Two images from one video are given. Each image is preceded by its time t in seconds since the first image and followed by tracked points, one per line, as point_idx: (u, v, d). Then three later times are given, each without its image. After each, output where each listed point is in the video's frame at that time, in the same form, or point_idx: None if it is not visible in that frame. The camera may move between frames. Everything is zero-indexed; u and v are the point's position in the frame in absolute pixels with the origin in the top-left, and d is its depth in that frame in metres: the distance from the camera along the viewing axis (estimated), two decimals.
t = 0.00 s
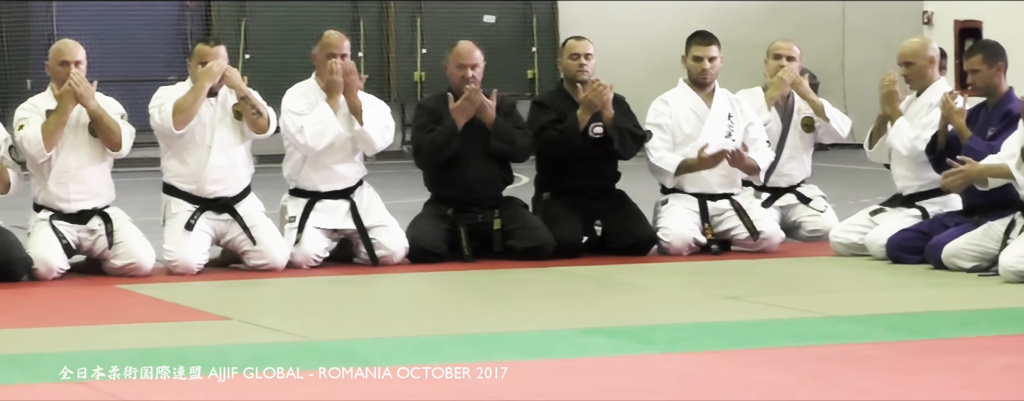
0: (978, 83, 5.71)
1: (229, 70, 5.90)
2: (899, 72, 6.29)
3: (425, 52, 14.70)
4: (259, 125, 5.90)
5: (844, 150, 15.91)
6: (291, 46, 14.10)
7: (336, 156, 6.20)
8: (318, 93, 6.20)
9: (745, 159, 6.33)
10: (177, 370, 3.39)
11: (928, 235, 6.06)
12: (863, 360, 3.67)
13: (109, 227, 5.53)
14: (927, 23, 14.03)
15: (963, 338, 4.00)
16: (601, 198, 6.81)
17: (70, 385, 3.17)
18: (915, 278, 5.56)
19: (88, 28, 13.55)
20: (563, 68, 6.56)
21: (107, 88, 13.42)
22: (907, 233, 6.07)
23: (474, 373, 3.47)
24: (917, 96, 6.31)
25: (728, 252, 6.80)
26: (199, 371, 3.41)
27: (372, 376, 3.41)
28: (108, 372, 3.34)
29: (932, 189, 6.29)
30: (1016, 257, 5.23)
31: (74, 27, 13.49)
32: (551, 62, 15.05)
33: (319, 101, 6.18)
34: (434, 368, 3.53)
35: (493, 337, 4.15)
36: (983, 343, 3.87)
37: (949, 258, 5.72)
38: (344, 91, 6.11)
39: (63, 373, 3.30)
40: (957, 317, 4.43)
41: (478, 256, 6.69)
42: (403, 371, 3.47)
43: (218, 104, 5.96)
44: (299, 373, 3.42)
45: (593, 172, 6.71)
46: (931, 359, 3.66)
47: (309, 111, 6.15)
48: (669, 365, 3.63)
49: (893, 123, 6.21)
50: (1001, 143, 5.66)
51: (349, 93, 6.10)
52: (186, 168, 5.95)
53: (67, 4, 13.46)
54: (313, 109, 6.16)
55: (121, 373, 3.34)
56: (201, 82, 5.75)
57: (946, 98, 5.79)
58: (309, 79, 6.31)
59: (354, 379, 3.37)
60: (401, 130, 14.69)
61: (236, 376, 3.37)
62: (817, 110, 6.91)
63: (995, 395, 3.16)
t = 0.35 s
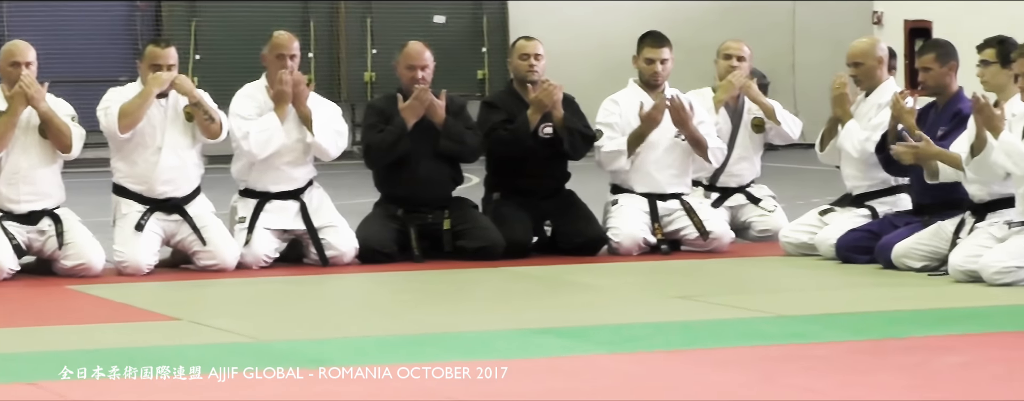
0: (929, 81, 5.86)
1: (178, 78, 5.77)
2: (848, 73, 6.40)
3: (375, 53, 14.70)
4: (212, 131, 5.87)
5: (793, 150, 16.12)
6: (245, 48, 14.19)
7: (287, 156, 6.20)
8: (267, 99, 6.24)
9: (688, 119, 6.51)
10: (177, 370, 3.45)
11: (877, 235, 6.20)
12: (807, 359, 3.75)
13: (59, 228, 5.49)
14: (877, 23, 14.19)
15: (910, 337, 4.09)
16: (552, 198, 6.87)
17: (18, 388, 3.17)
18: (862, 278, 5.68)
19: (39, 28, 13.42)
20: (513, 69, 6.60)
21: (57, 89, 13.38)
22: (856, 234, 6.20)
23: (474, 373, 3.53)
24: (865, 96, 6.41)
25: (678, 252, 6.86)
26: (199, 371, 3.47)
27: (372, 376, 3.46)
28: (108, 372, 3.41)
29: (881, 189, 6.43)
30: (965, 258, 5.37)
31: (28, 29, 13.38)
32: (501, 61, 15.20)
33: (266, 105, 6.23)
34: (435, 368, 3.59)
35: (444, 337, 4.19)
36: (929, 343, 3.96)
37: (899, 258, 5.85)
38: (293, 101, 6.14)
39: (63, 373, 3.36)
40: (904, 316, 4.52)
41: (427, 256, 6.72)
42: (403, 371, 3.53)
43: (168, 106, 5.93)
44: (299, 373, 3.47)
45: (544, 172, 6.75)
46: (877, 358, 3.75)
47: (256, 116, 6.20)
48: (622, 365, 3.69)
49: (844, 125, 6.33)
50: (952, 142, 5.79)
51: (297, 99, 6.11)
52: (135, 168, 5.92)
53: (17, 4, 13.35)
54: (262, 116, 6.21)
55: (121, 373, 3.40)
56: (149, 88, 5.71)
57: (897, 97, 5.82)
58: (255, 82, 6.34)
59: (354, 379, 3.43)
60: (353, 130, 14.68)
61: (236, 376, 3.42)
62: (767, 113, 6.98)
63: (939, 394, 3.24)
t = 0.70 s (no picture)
0: (872, 79, 5.97)
1: (120, 91, 5.64)
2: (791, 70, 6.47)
3: (318, 52, 14.65)
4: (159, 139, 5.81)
5: (737, 150, 16.26)
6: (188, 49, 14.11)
7: (230, 156, 6.17)
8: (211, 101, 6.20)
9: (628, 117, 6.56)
10: (178, 370, 3.46)
11: (819, 234, 6.27)
12: (753, 358, 3.77)
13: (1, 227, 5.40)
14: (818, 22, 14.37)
15: (854, 337, 4.13)
16: (493, 197, 6.87)
17: None
18: (805, 277, 5.74)
19: None
20: (456, 68, 6.60)
21: None
22: (798, 232, 6.27)
23: (474, 373, 3.53)
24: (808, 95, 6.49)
25: (620, 251, 6.88)
26: (198, 371, 3.46)
27: (373, 376, 3.45)
28: (109, 372, 3.42)
29: (823, 187, 6.49)
30: (908, 256, 5.46)
31: None
32: (445, 65, 15.03)
33: (208, 108, 6.19)
34: (435, 368, 3.60)
35: (391, 336, 4.15)
36: (873, 342, 4.00)
37: (841, 257, 5.92)
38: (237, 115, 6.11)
39: (64, 373, 3.39)
40: (847, 315, 4.58)
41: (370, 256, 6.67)
42: (403, 371, 3.53)
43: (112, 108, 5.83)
44: (300, 373, 3.47)
45: (485, 171, 6.75)
46: (823, 358, 3.78)
47: (194, 120, 6.16)
48: (569, 365, 3.69)
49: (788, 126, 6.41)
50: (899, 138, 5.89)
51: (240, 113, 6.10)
52: (77, 169, 5.84)
53: None
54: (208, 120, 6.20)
55: (122, 372, 3.42)
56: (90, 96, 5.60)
57: (838, 100, 5.84)
58: (200, 80, 6.31)
59: (354, 379, 3.42)
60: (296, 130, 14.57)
61: (236, 375, 3.41)
62: (711, 114, 6.99)
63: (882, 393, 3.28)
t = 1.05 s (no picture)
0: (807, 78, 6.05)
1: (55, 109, 5.53)
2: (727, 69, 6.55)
3: (255, 51, 14.61)
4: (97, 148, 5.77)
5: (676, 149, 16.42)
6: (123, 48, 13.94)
7: (167, 157, 6.13)
8: (150, 103, 6.12)
9: (565, 120, 6.64)
10: (177, 370, 3.49)
11: (754, 232, 6.38)
12: (692, 357, 3.83)
13: None
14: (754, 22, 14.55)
15: (789, 336, 4.20)
16: (429, 196, 6.86)
17: None
18: (740, 276, 5.83)
19: None
20: (391, 68, 6.59)
21: None
22: (733, 231, 6.36)
23: (473, 373, 3.54)
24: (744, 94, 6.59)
25: (556, 250, 6.95)
26: (198, 370, 3.48)
27: (372, 376, 3.48)
28: (108, 371, 3.46)
29: (758, 187, 6.57)
30: (844, 255, 5.57)
31: None
32: (381, 60, 15.05)
33: (143, 113, 6.09)
34: (436, 368, 3.62)
35: (331, 336, 4.14)
36: (809, 341, 4.08)
37: (776, 256, 6.02)
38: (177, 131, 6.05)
39: (64, 373, 3.42)
40: (783, 314, 4.65)
41: (306, 255, 6.64)
42: (403, 371, 3.55)
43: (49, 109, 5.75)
44: (300, 373, 3.49)
45: (422, 170, 6.74)
46: (759, 356, 3.84)
47: (127, 124, 6.08)
48: (509, 363, 3.71)
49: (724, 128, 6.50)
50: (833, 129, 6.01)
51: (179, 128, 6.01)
52: (14, 170, 5.75)
53: None
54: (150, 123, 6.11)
55: (121, 372, 3.45)
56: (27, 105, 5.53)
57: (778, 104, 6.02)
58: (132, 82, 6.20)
59: (353, 379, 3.45)
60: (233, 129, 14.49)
61: (236, 375, 3.44)
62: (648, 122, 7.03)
63: (818, 390, 3.34)
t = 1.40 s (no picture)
0: (744, 77, 6.10)
1: None
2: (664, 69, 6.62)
3: (193, 53, 14.48)
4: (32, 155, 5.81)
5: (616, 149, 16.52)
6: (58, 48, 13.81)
7: (106, 160, 6.10)
8: (87, 105, 6.06)
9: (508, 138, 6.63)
10: (178, 370, 3.49)
11: (691, 232, 6.43)
12: (629, 357, 3.86)
13: None
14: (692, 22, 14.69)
15: (726, 336, 4.25)
16: (367, 197, 6.85)
17: None
18: (677, 276, 5.89)
19: None
20: (329, 69, 6.56)
21: None
22: (671, 232, 6.42)
23: (474, 373, 3.57)
24: (681, 95, 6.66)
25: (493, 250, 6.96)
26: (198, 370, 3.49)
27: (372, 376, 3.49)
28: (109, 371, 3.46)
29: (696, 187, 6.65)
30: (781, 255, 5.65)
31: None
32: (319, 61, 14.93)
33: (78, 115, 6.04)
34: (436, 368, 3.63)
35: (269, 337, 4.12)
36: (744, 342, 4.13)
37: (713, 256, 6.09)
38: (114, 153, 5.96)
39: (64, 372, 3.43)
40: (719, 315, 4.71)
41: (243, 256, 6.57)
42: (403, 371, 3.56)
43: None
44: (301, 373, 3.50)
45: (359, 170, 6.73)
46: (695, 357, 3.88)
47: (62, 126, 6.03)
48: (448, 363, 3.72)
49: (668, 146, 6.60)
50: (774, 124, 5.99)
51: (117, 147, 5.89)
52: None
53: None
54: (88, 123, 6.06)
55: (121, 372, 3.46)
56: None
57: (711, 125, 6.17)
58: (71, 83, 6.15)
59: (353, 379, 3.47)
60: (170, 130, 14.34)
61: (236, 375, 3.45)
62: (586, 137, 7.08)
63: (750, 390, 3.39)
